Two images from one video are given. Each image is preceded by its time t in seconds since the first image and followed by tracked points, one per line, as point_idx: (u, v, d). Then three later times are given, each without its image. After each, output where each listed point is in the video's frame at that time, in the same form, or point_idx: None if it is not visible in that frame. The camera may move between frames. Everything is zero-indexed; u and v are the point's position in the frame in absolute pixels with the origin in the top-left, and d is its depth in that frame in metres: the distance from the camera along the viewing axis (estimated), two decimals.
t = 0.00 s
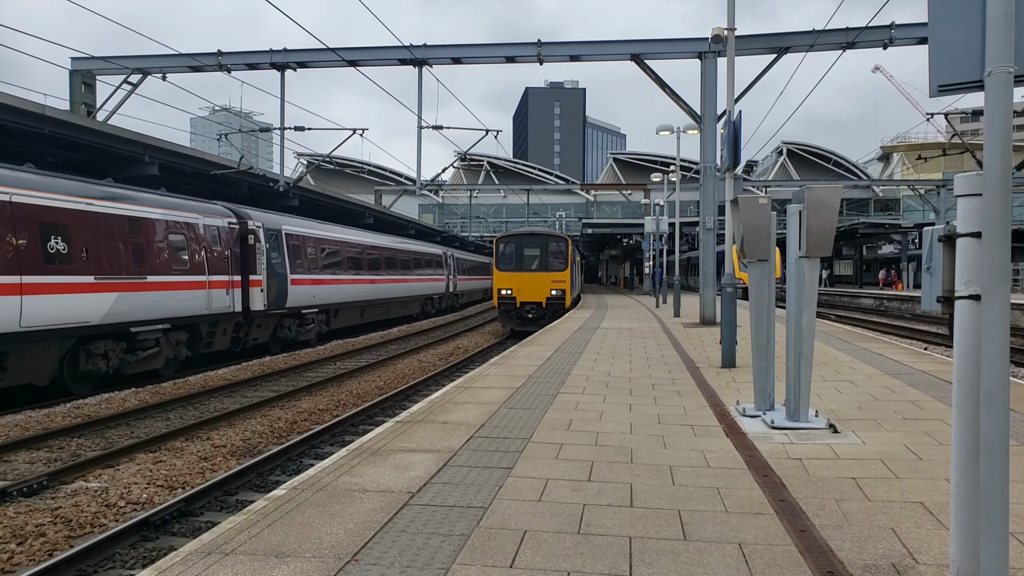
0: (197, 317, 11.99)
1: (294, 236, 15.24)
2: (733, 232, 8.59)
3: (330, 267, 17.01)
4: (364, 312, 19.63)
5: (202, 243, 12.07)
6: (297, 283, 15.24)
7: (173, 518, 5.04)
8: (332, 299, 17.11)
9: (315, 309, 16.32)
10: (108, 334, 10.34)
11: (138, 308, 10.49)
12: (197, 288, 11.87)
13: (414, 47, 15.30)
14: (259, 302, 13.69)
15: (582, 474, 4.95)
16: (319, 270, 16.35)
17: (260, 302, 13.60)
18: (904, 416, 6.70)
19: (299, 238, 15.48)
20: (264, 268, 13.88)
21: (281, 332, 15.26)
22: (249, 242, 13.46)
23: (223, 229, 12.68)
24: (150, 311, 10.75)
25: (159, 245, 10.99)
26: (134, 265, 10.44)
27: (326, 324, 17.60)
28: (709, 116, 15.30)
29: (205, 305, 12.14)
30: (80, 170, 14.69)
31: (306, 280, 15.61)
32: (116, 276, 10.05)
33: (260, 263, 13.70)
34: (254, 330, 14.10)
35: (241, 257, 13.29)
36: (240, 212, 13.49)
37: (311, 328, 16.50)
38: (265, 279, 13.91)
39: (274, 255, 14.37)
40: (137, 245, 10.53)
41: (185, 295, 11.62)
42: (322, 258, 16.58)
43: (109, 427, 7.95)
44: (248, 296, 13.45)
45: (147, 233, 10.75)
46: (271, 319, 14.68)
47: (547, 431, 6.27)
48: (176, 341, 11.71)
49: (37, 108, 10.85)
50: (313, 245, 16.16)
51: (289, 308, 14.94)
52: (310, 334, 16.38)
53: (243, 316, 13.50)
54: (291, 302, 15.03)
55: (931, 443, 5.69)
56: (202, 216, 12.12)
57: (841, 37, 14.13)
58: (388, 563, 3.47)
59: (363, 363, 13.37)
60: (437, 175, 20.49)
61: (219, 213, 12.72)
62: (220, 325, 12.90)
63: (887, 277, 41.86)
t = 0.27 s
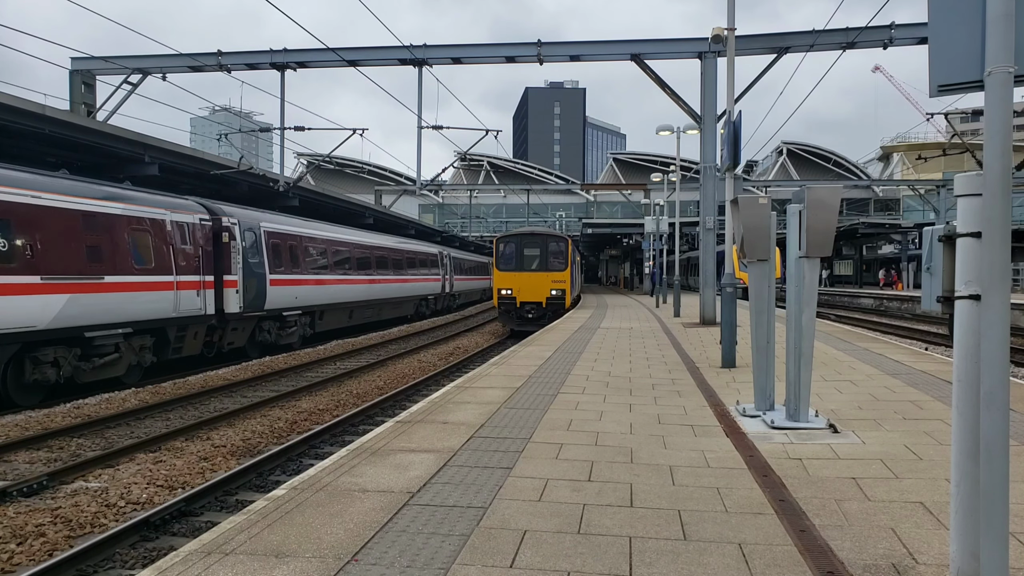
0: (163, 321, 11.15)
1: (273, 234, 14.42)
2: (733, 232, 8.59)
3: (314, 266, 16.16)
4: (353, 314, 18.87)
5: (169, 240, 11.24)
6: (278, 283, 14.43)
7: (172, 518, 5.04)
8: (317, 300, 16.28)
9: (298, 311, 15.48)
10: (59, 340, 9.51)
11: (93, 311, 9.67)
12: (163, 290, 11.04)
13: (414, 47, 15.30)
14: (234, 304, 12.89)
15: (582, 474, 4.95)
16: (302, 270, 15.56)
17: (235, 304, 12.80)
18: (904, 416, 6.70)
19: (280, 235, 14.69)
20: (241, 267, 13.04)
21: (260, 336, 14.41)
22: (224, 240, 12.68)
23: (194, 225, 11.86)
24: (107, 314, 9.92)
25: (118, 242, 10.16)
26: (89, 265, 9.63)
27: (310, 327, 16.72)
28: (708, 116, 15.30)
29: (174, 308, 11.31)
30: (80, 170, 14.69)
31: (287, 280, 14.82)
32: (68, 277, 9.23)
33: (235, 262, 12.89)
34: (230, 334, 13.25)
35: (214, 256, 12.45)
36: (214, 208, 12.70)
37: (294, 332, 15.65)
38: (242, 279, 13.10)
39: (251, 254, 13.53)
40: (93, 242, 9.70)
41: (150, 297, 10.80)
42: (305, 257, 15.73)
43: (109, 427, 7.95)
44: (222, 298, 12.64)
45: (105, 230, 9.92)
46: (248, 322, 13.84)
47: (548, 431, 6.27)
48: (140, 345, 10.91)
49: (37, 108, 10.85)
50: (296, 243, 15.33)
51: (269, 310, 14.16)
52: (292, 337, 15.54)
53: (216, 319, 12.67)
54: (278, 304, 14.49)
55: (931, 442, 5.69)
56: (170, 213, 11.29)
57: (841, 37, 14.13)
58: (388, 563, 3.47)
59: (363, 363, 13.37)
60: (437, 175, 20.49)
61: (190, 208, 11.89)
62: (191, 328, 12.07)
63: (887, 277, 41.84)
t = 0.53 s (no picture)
0: (123, 325, 10.29)
1: (249, 232, 13.49)
2: (733, 232, 8.58)
3: (296, 266, 15.23)
4: (341, 315, 17.95)
5: (131, 236, 10.42)
6: (254, 284, 13.51)
7: (172, 518, 5.04)
8: (299, 302, 15.36)
9: (278, 314, 14.56)
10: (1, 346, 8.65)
11: (36, 313, 8.77)
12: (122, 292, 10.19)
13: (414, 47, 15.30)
14: (206, 306, 12.03)
15: (581, 474, 4.95)
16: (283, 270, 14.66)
17: (206, 306, 11.98)
18: (904, 416, 6.70)
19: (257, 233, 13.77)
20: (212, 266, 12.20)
21: (235, 340, 13.49)
22: (194, 237, 11.84)
23: (159, 220, 11.01)
24: (56, 317, 9.08)
25: (71, 239, 9.34)
26: (35, 264, 8.80)
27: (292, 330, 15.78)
28: (709, 116, 15.30)
29: (136, 311, 10.47)
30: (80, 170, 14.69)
31: (265, 281, 13.92)
32: (9, 276, 8.40)
33: (207, 262, 12.05)
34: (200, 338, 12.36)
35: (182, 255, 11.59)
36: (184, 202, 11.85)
37: (275, 336, 14.73)
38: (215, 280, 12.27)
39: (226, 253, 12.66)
40: (39, 240, 8.85)
41: (108, 299, 9.96)
42: (286, 255, 14.82)
43: (109, 427, 7.95)
44: (192, 300, 11.83)
45: (55, 226, 9.10)
46: (222, 325, 12.93)
47: (548, 431, 6.26)
48: (96, 352, 10.02)
49: (37, 108, 10.86)
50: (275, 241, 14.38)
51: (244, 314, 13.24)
52: (273, 341, 14.61)
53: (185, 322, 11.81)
54: (279, 305, 14.46)
55: (931, 442, 5.69)
56: (131, 208, 10.46)
57: (841, 37, 14.13)
58: (388, 563, 3.47)
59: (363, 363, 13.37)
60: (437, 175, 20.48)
61: (156, 203, 11.06)
62: (156, 332, 11.18)
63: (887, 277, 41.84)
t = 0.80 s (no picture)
0: (76, 329, 9.43)
1: (222, 230, 12.67)
2: (733, 232, 8.59)
3: (275, 266, 14.40)
4: (326, 317, 17.10)
5: (85, 233, 9.58)
6: (227, 285, 12.64)
7: (172, 518, 5.04)
8: (278, 304, 14.54)
9: (255, 316, 13.74)
10: None
11: None
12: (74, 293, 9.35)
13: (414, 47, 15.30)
14: (172, 309, 11.18)
15: (581, 474, 4.94)
16: (260, 270, 13.83)
17: (172, 308, 11.15)
18: (904, 416, 6.70)
19: (231, 230, 12.96)
20: (180, 266, 11.37)
21: (207, 345, 12.62)
22: (159, 233, 11.05)
23: (118, 216, 10.15)
24: None
25: (8, 234, 8.41)
26: None
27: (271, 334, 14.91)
28: (708, 116, 15.30)
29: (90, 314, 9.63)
30: (80, 170, 14.69)
31: (240, 281, 13.07)
32: None
33: (173, 261, 11.21)
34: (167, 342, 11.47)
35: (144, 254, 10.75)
36: (148, 197, 11.05)
37: (251, 339, 13.88)
38: (182, 281, 11.42)
39: (195, 252, 11.83)
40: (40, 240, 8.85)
41: (58, 301, 9.12)
42: (263, 255, 13.98)
43: (109, 427, 7.95)
44: (157, 301, 11.01)
45: None
46: (191, 329, 12.05)
47: (548, 431, 6.26)
48: (43, 360, 9.11)
49: (37, 108, 10.86)
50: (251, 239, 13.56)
51: (215, 317, 12.36)
52: (249, 346, 13.76)
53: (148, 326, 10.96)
54: (280, 305, 14.56)
55: (931, 442, 5.69)
56: (86, 202, 9.66)
57: (841, 37, 14.13)
58: (388, 563, 3.47)
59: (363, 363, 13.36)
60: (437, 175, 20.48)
61: (115, 197, 10.21)
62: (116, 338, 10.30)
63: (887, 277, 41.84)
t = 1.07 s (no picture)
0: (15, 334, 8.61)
1: (189, 226, 11.80)
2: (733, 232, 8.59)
3: (251, 266, 13.50)
4: (311, 319, 16.23)
5: (29, 230, 8.77)
6: (195, 286, 11.74)
7: (172, 518, 5.04)
8: (255, 305, 13.64)
9: (229, 319, 12.87)
10: None
11: None
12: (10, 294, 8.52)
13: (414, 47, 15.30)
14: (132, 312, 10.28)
15: (582, 474, 4.95)
16: (235, 270, 12.93)
17: (133, 311, 10.24)
18: (904, 416, 6.70)
19: (201, 226, 12.09)
20: (143, 266, 10.49)
21: (175, 350, 11.73)
22: (119, 229, 10.19)
23: (68, 210, 9.37)
24: None
25: None
26: None
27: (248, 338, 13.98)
28: (708, 116, 15.30)
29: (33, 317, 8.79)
30: (81, 170, 14.69)
31: (210, 281, 12.17)
32: None
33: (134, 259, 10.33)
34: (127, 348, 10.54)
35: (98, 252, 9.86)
36: (106, 190, 10.24)
37: (225, 344, 12.97)
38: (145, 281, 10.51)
39: (160, 250, 10.94)
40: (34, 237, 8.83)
41: None
42: (238, 253, 13.10)
43: (109, 427, 7.95)
44: (116, 303, 10.17)
45: None
46: (156, 334, 11.16)
47: (547, 431, 6.27)
48: None
49: (37, 108, 10.86)
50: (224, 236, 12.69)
51: (181, 321, 11.43)
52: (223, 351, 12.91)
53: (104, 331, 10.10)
54: (271, 306, 14.14)
55: (931, 442, 5.69)
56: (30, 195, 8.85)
57: (841, 38, 14.13)
58: (389, 563, 3.47)
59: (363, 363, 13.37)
60: (437, 175, 20.48)
61: (67, 189, 9.43)
62: (66, 343, 9.46)
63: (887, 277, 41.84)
